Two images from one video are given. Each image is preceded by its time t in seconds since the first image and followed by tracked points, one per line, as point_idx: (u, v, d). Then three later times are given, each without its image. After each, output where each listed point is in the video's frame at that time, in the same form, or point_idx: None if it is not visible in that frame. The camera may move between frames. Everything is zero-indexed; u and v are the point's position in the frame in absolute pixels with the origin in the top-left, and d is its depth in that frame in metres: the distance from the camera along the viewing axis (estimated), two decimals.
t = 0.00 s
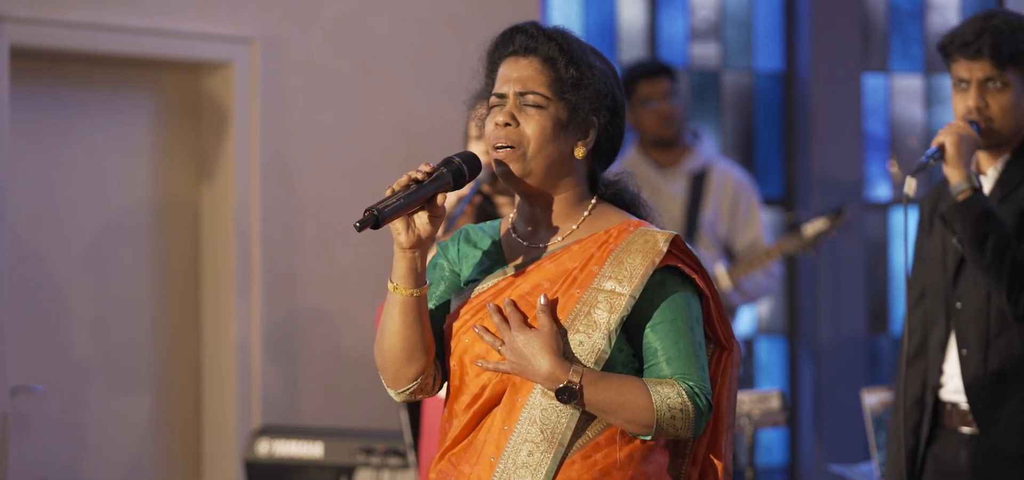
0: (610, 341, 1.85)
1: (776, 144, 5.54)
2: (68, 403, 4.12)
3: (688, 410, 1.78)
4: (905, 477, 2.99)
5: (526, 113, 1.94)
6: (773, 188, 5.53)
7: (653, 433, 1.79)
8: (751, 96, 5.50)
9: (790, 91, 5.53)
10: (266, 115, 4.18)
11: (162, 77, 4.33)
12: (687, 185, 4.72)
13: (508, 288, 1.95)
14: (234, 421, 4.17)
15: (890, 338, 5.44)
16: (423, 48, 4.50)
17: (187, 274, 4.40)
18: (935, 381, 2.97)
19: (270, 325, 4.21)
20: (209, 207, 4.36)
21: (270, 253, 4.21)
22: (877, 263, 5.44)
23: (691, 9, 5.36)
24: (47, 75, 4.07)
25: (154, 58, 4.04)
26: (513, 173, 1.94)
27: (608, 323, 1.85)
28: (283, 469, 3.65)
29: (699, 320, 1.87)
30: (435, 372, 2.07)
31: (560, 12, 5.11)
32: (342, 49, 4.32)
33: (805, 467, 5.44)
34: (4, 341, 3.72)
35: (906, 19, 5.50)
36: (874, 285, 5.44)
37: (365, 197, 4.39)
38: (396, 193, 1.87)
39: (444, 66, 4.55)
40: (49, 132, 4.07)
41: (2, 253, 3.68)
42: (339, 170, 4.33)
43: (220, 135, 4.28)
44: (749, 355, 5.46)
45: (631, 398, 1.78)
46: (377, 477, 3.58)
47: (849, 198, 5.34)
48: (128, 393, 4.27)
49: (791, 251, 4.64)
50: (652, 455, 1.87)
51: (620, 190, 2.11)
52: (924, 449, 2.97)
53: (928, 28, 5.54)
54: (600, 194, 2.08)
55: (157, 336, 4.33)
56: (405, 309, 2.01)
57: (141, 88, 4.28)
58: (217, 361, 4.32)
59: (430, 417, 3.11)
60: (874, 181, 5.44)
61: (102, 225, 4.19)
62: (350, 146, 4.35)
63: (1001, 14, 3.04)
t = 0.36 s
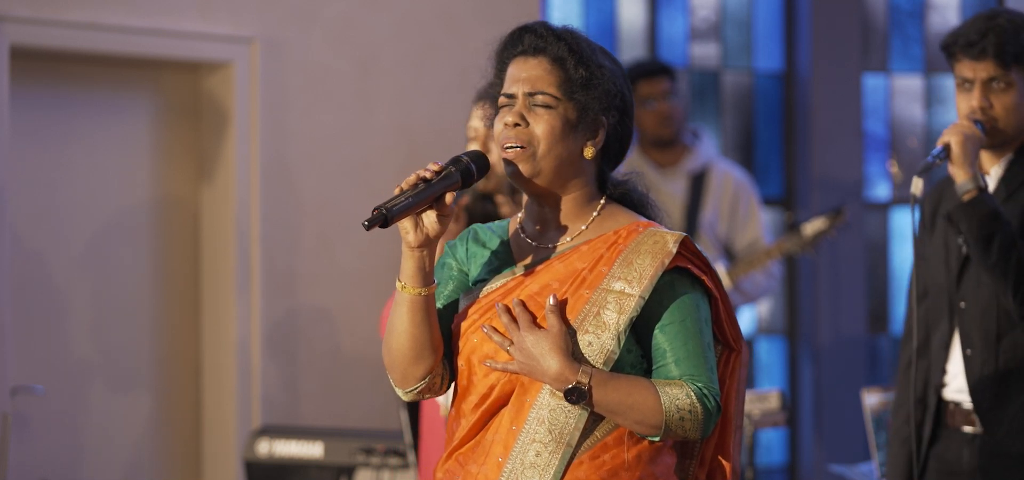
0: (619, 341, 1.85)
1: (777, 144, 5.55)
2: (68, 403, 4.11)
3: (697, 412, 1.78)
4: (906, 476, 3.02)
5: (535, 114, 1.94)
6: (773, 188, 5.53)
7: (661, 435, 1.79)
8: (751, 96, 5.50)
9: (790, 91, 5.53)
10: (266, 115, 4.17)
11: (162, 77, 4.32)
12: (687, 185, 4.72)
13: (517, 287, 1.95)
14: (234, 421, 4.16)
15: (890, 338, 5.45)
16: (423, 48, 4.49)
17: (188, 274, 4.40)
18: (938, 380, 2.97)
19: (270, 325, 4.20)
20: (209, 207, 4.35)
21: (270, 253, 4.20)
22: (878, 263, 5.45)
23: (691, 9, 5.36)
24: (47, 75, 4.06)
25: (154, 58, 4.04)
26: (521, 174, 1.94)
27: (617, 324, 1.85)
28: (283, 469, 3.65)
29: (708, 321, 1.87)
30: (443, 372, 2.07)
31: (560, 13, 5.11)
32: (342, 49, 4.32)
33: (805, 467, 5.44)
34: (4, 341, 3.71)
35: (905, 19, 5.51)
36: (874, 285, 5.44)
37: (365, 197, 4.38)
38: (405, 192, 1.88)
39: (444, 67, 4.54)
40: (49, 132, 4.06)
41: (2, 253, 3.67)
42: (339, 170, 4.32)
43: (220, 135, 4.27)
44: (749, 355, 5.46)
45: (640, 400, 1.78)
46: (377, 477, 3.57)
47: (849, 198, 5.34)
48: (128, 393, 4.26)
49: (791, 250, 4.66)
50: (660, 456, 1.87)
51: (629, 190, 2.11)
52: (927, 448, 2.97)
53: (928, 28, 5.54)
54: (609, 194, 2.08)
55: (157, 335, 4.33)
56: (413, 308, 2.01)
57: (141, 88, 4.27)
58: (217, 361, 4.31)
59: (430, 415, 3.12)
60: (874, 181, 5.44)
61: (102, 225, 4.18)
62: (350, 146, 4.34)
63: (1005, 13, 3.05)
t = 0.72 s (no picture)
0: (626, 342, 1.85)
1: (777, 144, 5.55)
2: (69, 403, 4.11)
3: (703, 413, 1.78)
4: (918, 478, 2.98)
5: (543, 114, 1.94)
6: (773, 189, 5.53)
7: (667, 436, 1.79)
8: (751, 96, 5.50)
9: (790, 91, 5.53)
10: (266, 115, 4.17)
11: (162, 76, 4.32)
12: (687, 184, 4.67)
13: (524, 287, 1.95)
14: (234, 421, 4.16)
15: (890, 338, 5.46)
16: (424, 48, 4.49)
17: (188, 274, 4.39)
18: (951, 380, 2.94)
19: (270, 325, 4.20)
20: (209, 207, 4.34)
21: (270, 253, 4.20)
22: (878, 262, 5.45)
23: (691, 10, 5.36)
24: (47, 75, 4.05)
25: (154, 58, 4.03)
26: (529, 174, 1.94)
27: (624, 325, 1.85)
28: (283, 469, 3.65)
29: (714, 322, 1.87)
30: (449, 372, 2.07)
31: (560, 13, 5.11)
32: (342, 49, 4.31)
33: (805, 467, 5.45)
34: (4, 342, 3.70)
35: (906, 18, 5.51)
36: (874, 285, 5.45)
37: (365, 197, 4.38)
38: (413, 191, 1.89)
39: (444, 67, 4.54)
40: (49, 132, 4.05)
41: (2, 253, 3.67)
42: (339, 170, 4.32)
43: (220, 134, 4.26)
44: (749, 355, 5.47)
45: (646, 400, 1.78)
46: (377, 477, 3.57)
47: (849, 198, 5.34)
48: (128, 393, 4.25)
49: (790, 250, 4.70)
50: (666, 457, 1.87)
51: (636, 190, 2.11)
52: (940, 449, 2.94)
53: (928, 27, 5.54)
54: (616, 194, 2.08)
55: (157, 335, 4.32)
56: (421, 307, 2.01)
57: (141, 88, 4.27)
58: (217, 361, 4.30)
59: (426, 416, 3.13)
60: (873, 181, 5.45)
61: (102, 225, 4.18)
62: (350, 145, 4.34)
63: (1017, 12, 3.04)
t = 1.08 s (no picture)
0: (629, 342, 1.85)
1: (777, 144, 5.55)
2: (69, 403, 4.11)
3: (706, 413, 1.78)
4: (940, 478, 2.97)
5: (550, 113, 1.94)
6: (773, 188, 5.53)
7: (671, 436, 1.79)
8: (751, 96, 5.50)
9: (790, 91, 5.53)
10: (266, 115, 4.17)
11: (163, 77, 4.31)
12: (684, 185, 4.66)
13: (528, 287, 1.95)
14: (234, 421, 4.15)
15: (890, 338, 5.47)
16: (424, 48, 4.49)
17: (188, 273, 4.39)
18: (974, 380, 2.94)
19: (270, 325, 4.20)
20: (209, 207, 4.34)
21: (270, 253, 4.19)
22: (878, 262, 5.46)
23: (691, 10, 5.36)
24: (47, 75, 4.05)
25: (154, 58, 4.03)
26: (536, 174, 1.94)
27: (628, 325, 1.85)
28: (283, 469, 3.64)
29: (718, 323, 1.87)
30: (453, 372, 2.07)
31: (561, 13, 5.12)
32: (342, 49, 4.31)
33: (805, 467, 5.45)
34: (4, 341, 3.70)
35: (906, 19, 5.51)
36: (874, 285, 5.45)
37: (365, 197, 4.38)
38: (416, 191, 1.88)
39: (444, 67, 4.54)
40: (49, 132, 4.05)
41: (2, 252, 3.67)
42: (339, 170, 4.31)
43: (220, 135, 4.26)
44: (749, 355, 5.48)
45: (650, 400, 1.78)
46: (377, 477, 3.57)
47: (849, 198, 5.34)
48: (127, 393, 4.25)
49: (788, 250, 4.79)
50: (669, 457, 1.87)
51: (640, 190, 2.10)
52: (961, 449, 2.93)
53: (928, 27, 5.54)
54: (620, 194, 2.08)
55: (157, 335, 4.32)
56: (425, 306, 2.01)
57: (141, 88, 4.27)
58: (217, 361, 4.30)
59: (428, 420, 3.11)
60: (874, 181, 5.46)
61: (102, 225, 4.17)
62: (350, 145, 4.34)
63: None
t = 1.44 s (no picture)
0: (628, 342, 1.84)
1: (777, 145, 5.55)
2: (70, 403, 4.10)
3: (706, 413, 1.78)
4: None
5: (546, 114, 1.94)
6: (773, 189, 5.55)
7: (670, 436, 1.79)
8: (751, 96, 5.50)
9: (790, 91, 5.54)
10: (266, 115, 4.17)
11: (163, 76, 4.31)
12: (675, 184, 4.68)
13: (527, 287, 1.95)
14: (233, 420, 4.15)
15: (890, 338, 5.47)
16: (424, 48, 4.49)
17: (188, 273, 4.39)
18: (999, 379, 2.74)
19: (270, 324, 4.20)
20: (209, 207, 4.34)
21: (270, 253, 4.19)
22: (877, 262, 5.46)
23: (691, 10, 5.36)
24: (47, 74, 4.05)
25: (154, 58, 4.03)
26: (531, 175, 1.94)
27: (627, 324, 1.85)
28: (283, 469, 3.64)
29: (717, 323, 1.87)
30: (453, 371, 2.07)
31: (560, 13, 5.12)
32: (342, 49, 4.31)
33: (805, 467, 5.45)
34: (4, 340, 3.70)
35: (906, 18, 5.51)
36: (874, 285, 5.46)
37: (365, 197, 4.38)
38: (415, 190, 1.88)
39: (444, 67, 4.54)
40: (48, 132, 4.05)
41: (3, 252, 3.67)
42: (338, 170, 4.32)
43: (220, 134, 4.26)
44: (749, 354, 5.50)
45: (649, 401, 1.78)
46: (377, 477, 3.57)
47: (849, 197, 5.34)
48: (128, 392, 4.25)
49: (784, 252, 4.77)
50: (668, 457, 1.88)
51: (640, 191, 2.10)
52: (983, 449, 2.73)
53: (928, 27, 5.54)
54: (619, 195, 2.07)
55: (157, 335, 4.32)
56: (424, 306, 2.01)
57: (140, 88, 4.27)
58: (217, 360, 4.30)
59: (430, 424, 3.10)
60: (873, 181, 5.46)
61: (102, 224, 4.17)
62: (350, 145, 4.34)
63: None
